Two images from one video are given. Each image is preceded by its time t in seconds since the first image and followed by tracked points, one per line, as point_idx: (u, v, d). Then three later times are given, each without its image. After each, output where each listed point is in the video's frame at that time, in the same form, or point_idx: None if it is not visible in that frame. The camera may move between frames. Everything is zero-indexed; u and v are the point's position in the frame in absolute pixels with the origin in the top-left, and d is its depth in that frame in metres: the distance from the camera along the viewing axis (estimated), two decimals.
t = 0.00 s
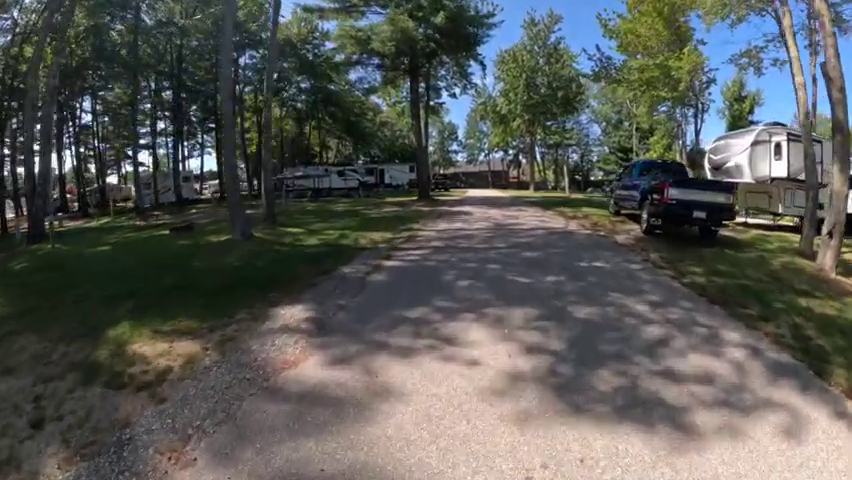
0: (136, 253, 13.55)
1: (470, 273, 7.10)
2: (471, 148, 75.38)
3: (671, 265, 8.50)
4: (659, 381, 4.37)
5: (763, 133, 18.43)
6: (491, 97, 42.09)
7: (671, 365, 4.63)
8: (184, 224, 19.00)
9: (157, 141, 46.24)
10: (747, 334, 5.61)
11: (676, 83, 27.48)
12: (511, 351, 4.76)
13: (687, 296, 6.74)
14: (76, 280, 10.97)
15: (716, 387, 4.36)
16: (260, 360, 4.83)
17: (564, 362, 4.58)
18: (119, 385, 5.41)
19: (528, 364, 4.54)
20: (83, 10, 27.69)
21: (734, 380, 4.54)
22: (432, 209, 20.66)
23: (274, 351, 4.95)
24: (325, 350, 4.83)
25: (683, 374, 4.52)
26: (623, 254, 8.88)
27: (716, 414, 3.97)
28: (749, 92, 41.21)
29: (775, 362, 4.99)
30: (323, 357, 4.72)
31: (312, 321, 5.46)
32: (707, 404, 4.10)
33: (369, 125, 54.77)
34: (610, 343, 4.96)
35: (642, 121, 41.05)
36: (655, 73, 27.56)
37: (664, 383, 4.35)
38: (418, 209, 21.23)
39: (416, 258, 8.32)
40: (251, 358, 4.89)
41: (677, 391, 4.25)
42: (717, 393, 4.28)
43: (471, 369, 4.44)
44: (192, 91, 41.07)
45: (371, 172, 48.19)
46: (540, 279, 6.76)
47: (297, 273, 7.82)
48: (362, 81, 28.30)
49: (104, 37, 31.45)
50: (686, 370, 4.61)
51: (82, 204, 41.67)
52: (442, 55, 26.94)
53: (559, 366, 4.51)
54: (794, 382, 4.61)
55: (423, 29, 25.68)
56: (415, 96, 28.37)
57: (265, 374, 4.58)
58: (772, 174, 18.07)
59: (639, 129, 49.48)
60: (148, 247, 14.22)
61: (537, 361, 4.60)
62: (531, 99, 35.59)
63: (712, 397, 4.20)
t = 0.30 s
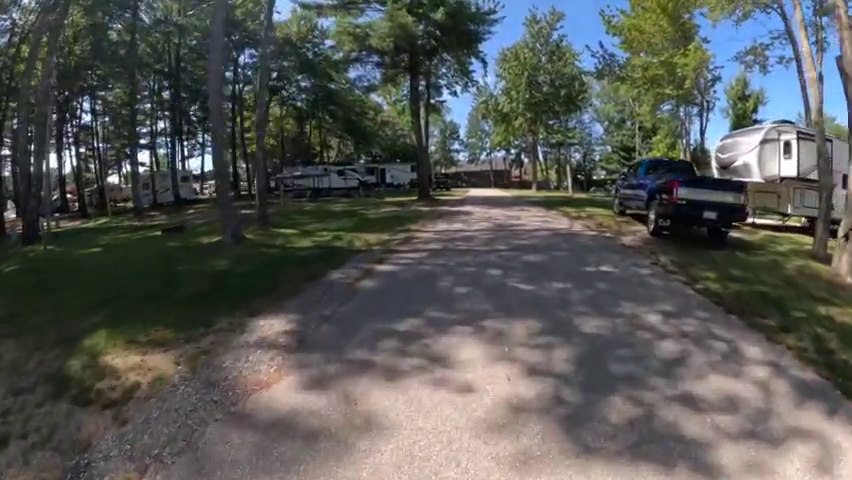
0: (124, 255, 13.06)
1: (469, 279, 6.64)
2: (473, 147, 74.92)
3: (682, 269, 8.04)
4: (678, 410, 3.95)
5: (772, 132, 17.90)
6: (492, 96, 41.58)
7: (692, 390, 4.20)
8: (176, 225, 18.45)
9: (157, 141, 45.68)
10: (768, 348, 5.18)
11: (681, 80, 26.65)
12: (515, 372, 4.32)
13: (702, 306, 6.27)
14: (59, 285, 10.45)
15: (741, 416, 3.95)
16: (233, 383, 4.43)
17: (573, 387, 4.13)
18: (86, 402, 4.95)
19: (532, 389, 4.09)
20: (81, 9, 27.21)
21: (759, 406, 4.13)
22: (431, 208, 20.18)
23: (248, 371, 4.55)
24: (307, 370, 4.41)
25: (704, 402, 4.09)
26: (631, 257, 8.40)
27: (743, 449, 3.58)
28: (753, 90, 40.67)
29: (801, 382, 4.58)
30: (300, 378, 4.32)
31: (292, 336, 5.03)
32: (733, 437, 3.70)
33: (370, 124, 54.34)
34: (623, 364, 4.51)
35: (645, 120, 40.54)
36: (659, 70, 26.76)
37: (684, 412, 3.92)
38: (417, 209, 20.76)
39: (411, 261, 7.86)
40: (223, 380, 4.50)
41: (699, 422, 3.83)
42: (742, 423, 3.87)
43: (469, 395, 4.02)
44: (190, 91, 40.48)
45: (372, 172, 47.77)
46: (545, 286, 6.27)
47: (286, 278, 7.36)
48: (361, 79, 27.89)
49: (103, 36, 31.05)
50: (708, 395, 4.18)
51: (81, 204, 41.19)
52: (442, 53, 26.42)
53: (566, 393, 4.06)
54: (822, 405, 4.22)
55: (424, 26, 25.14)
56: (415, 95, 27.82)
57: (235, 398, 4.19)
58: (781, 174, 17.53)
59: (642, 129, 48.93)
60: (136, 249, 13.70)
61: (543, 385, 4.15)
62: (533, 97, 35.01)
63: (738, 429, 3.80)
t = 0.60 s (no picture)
0: (115, 259, 12.60)
1: (470, 288, 6.18)
2: (474, 146, 74.43)
3: (694, 275, 7.59)
4: (705, 448, 3.52)
5: (782, 130, 17.22)
6: (494, 95, 41.06)
7: (717, 422, 3.79)
8: (170, 228, 18.00)
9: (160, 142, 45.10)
10: (795, 367, 4.76)
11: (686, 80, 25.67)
12: (521, 401, 3.89)
13: (720, 318, 5.82)
14: (44, 291, 10.01)
15: (774, 453, 3.53)
16: (203, 412, 4.02)
17: (586, 420, 3.71)
18: (55, 426, 4.58)
19: (542, 423, 3.67)
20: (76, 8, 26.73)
21: (791, 439, 3.71)
22: (431, 209, 19.69)
23: (221, 399, 4.15)
24: (287, 398, 4.01)
25: (732, 436, 3.67)
26: (641, 261, 7.95)
27: None
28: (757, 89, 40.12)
29: (833, 409, 4.16)
30: (278, 408, 3.92)
31: (272, 359, 4.63)
32: None
33: (371, 124, 53.88)
34: (641, 391, 4.07)
35: (647, 118, 40.01)
36: (663, 69, 25.67)
37: (711, 450, 3.50)
38: (417, 209, 20.18)
39: (407, 268, 7.43)
40: (194, 409, 4.10)
41: (727, 462, 3.42)
42: (775, 463, 3.46)
43: (470, 431, 3.59)
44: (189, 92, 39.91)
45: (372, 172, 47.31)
46: (551, 297, 5.83)
47: (275, 286, 6.94)
48: (361, 78, 27.36)
49: (101, 36, 30.61)
50: (735, 428, 3.76)
51: (79, 206, 40.78)
52: (441, 51, 25.99)
53: (579, 430, 3.62)
54: None
55: (422, 25, 24.68)
56: (415, 95, 27.30)
57: (205, 430, 3.79)
58: (792, 174, 16.81)
59: (645, 128, 48.36)
60: (127, 253, 13.27)
61: (553, 419, 3.71)
62: (535, 97, 34.49)
63: (770, 469, 3.38)
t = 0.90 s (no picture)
0: (105, 263, 12.17)
1: (473, 300, 5.74)
2: (476, 147, 73.92)
3: (711, 282, 7.14)
4: None
5: (791, 129, 16.66)
6: (497, 95, 40.54)
7: (753, 459, 3.35)
8: (165, 230, 17.55)
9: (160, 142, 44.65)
10: (832, 387, 4.32)
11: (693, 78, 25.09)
12: (533, 434, 3.47)
13: (744, 331, 5.37)
14: (28, 296, 9.57)
15: None
16: (169, 444, 3.73)
17: (607, 458, 3.28)
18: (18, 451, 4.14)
19: (556, 462, 3.25)
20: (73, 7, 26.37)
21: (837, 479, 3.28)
22: (433, 211, 19.19)
23: (190, 429, 3.84)
24: (262, 429, 3.66)
25: (770, 475, 3.25)
26: (654, 267, 7.51)
27: None
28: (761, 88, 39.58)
29: None
30: (252, 443, 3.55)
31: (248, 382, 4.33)
32: None
33: (372, 124, 53.49)
34: (667, 421, 3.64)
35: (651, 118, 39.51)
36: (669, 67, 24.99)
37: None
38: (418, 211, 19.71)
39: (405, 274, 6.99)
40: (162, 442, 3.72)
41: None
42: None
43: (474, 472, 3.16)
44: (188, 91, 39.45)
45: (373, 172, 46.84)
46: (562, 309, 5.39)
47: (265, 295, 6.50)
48: (361, 77, 26.93)
49: (100, 36, 30.20)
50: (773, 466, 3.33)
51: (78, 206, 40.38)
52: (444, 49, 25.43)
53: (600, 472, 3.17)
54: None
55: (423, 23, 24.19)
56: (416, 94, 26.70)
57: (170, 467, 3.46)
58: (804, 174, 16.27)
59: (648, 128, 47.86)
60: (118, 257, 12.83)
61: (569, 459, 3.27)
62: (538, 96, 33.92)
63: None
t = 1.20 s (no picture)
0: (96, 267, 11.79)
1: (475, 315, 5.35)
2: (478, 147, 73.48)
3: (726, 291, 6.74)
4: None
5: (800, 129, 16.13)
6: (498, 94, 40.14)
7: None
8: (160, 232, 17.19)
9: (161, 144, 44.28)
10: None
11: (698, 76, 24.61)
12: (542, 476, 3.09)
13: (766, 347, 4.98)
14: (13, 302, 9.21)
15: None
16: None
17: None
18: None
19: None
20: (69, 7, 26.04)
21: None
22: (433, 213, 18.78)
23: (160, 464, 3.53)
24: (236, 467, 3.32)
25: None
26: (665, 274, 7.12)
27: None
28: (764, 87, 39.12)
29: None
30: None
31: (225, 410, 4.02)
32: None
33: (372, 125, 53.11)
34: (691, 460, 3.25)
35: (653, 118, 39.06)
36: (672, 65, 24.32)
37: None
38: (418, 213, 19.29)
39: (403, 282, 6.63)
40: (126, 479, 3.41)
41: None
42: None
43: None
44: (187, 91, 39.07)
45: (373, 172, 46.43)
46: (572, 325, 5.00)
47: (254, 308, 6.14)
48: (361, 76, 26.53)
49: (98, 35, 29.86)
50: None
51: (77, 208, 40.01)
52: (444, 48, 25.02)
53: None
54: None
55: (423, 21, 23.81)
56: (416, 93, 26.26)
57: None
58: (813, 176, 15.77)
59: (650, 128, 47.41)
60: (110, 261, 12.46)
61: None
62: (540, 95, 33.49)
63: None
